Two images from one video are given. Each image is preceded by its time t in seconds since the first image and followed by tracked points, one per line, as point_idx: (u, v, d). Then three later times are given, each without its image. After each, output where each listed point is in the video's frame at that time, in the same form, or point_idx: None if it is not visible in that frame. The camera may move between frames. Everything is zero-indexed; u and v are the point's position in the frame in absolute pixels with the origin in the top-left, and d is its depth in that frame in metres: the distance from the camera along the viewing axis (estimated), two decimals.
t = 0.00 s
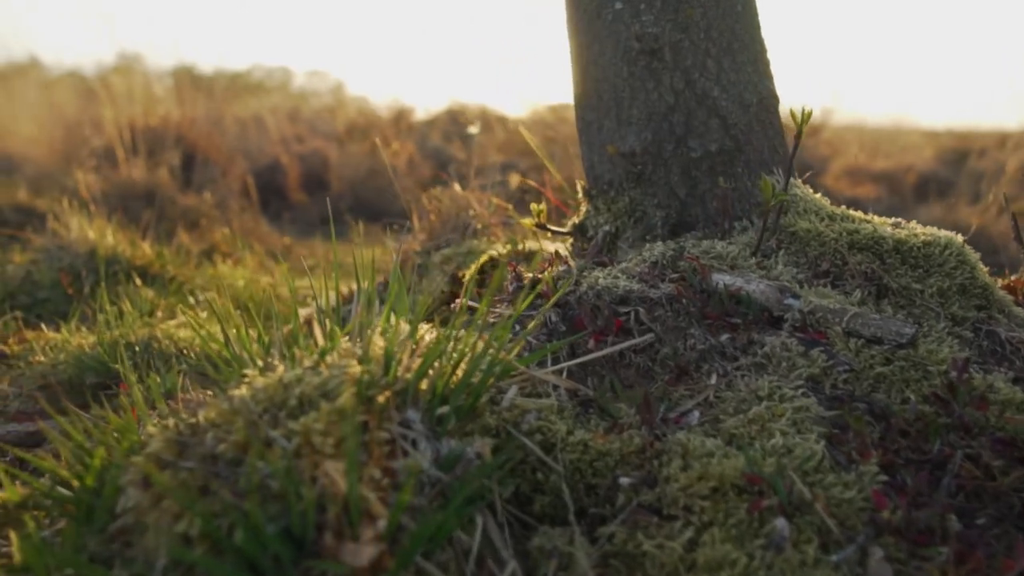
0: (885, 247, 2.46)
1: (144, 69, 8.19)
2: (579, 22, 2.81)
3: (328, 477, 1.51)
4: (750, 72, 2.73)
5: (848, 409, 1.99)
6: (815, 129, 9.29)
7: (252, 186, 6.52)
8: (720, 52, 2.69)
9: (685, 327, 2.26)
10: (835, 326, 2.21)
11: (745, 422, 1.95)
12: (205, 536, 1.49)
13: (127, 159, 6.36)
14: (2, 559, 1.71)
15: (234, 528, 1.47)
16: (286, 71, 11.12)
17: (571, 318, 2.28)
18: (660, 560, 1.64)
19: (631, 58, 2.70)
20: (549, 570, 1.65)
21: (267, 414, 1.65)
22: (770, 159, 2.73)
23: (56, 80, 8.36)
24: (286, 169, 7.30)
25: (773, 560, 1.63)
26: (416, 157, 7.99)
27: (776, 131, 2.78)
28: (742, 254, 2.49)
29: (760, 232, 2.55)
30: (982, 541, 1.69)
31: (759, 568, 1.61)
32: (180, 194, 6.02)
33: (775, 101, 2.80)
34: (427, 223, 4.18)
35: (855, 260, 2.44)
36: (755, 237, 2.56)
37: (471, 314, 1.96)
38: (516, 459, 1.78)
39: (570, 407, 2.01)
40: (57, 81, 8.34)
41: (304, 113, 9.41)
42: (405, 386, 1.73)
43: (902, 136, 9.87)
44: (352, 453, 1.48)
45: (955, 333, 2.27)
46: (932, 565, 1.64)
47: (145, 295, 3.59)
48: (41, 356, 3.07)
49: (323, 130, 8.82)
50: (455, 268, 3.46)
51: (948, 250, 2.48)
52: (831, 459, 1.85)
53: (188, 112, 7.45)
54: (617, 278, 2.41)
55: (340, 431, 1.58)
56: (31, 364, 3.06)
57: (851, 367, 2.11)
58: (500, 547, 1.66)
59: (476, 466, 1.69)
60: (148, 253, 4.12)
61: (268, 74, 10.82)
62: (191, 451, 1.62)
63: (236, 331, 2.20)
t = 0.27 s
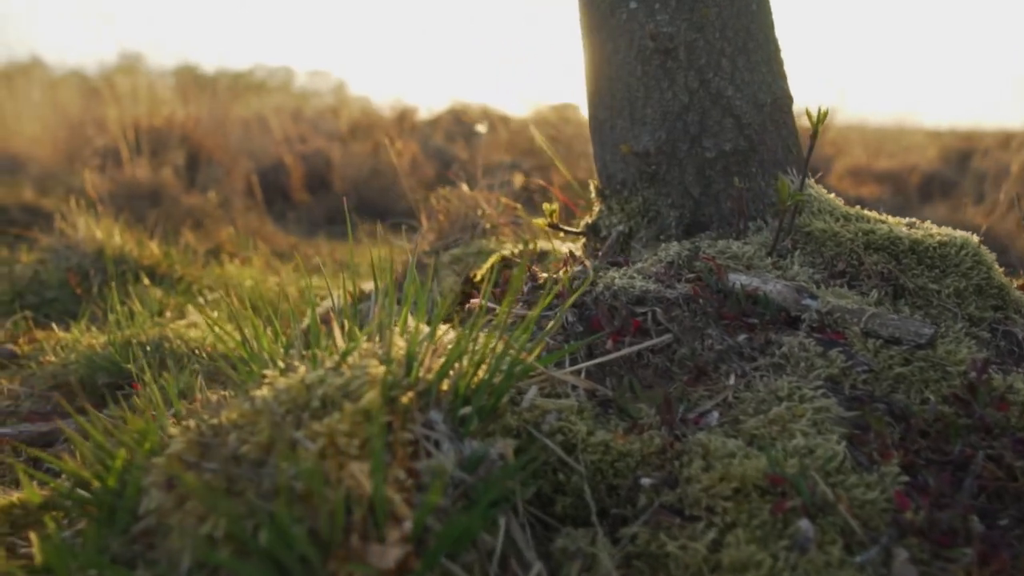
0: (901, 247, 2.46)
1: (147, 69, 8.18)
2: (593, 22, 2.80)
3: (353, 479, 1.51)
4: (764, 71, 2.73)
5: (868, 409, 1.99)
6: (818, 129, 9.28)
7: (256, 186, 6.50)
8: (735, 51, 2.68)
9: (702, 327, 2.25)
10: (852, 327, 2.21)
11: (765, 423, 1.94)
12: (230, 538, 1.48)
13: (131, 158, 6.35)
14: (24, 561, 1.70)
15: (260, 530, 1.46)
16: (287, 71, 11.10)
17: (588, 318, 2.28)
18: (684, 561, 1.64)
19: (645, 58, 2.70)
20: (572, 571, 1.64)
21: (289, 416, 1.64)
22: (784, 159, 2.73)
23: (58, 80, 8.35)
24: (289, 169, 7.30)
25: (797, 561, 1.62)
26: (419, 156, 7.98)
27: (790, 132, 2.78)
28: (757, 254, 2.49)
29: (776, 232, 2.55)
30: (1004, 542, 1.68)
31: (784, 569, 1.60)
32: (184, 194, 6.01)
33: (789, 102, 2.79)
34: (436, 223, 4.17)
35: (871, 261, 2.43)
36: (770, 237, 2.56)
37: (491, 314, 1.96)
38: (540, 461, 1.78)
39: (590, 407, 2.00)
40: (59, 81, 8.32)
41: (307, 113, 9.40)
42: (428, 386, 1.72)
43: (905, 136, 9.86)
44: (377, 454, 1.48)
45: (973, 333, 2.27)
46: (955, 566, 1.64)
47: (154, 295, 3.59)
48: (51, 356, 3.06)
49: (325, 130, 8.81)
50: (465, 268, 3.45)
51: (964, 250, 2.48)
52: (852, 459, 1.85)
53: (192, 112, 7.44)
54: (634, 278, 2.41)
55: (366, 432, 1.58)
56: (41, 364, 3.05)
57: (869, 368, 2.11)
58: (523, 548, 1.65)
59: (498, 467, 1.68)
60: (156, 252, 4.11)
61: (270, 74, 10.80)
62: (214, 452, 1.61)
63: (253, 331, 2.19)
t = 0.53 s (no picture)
0: (917, 247, 2.46)
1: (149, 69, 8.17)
2: (607, 21, 2.80)
3: (378, 480, 1.50)
4: (778, 71, 2.72)
5: (888, 410, 1.99)
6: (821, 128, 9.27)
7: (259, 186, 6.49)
8: (749, 51, 2.68)
9: (719, 327, 2.24)
10: (870, 327, 2.21)
11: (786, 424, 1.94)
12: (255, 540, 1.48)
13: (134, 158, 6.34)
14: (45, 563, 1.70)
15: (285, 531, 1.45)
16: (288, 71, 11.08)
17: (605, 319, 2.27)
18: (709, 563, 1.63)
19: (659, 57, 2.69)
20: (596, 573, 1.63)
21: (312, 417, 1.63)
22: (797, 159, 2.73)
23: (60, 81, 8.34)
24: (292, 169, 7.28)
25: (822, 562, 1.62)
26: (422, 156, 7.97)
27: (803, 132, 2.77)
28: (773, 254, 2.48)
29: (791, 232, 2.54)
30: None
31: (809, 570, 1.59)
32: (187, 194, 6.00)
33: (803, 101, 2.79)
34: (444, 223, 4.16)
35: (887, 261, 2.43)
36: (785, 238, 2.56)
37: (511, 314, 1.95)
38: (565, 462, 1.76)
39: (610, 408, 2.00)
40: (61, 82, 8.31)
41: (309, 113, 9.38)
42: (451, 387, 1.71)
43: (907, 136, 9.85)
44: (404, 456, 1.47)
45: (991, 334, 2.27)
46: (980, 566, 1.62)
47: (162, 295, 3.58)
48: (61, 356, 3.05)
49: (328, 130, 8.79)
50: (476, 268, 3.44)
51: (981, 250, 2.47)
52: (874, 460, 1.84)
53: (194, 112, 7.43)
54: (650, 279, 2.40)
55: (392, 434, 1.58)
56: (52, 364, 3.04)
57: (888, 368, 2.10)
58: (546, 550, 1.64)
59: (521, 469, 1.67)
60: (163, 253, 4.10)
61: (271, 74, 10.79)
62: (237, 454, 1.61)
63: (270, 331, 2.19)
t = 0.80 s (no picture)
0: (934, 249, 2.46)
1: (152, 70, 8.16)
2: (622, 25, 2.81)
3: (404, 484, 1.48)
4: (792, 73, 2.73)
5: (910, 412, 1.98)
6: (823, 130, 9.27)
7: (263, 186, 6.47)
8: (764, 52, 2.68)
9: (737, 328, 2.23)
10: (889, 329, 2.20)
11: (808, 426, 1.93)
12: (280, 544, 1.46)
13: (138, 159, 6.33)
14: (66, 567, 1.68)
15: (310, 535, 1.44)
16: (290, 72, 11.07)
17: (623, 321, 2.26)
18: (735, 566, 1.61)
19: (675, 60, 2.70)
20: None
21: (335, 420, 1.62)
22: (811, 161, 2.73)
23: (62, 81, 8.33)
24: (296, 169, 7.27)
25: (848, 566, 1.60)
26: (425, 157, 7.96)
27: (816, 135, 2.78)
28: (789, 255, 2.48)
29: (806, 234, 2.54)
30: None
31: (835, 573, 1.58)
32: (192, 194, 5.98)
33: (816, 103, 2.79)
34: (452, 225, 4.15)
35: (904, 263, 2.43)
36: (800, 240, 2.56)
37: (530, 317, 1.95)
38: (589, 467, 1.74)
39: (630, 411, 1.99)
40: (64, 82, 8.31)
41: (311, 113, 9.37)
42: (473, 391, 1.70)
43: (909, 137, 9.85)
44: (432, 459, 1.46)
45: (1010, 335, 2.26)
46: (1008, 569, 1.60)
47: (171, 296, 3.56)
48: (71, 358, 3.04)
49: (330, 130, 8.78)
50: (486, 270, 3.43)
51: (998, 252, 2.47)
52: (896, 463, 1.83)
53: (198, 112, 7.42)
54: (667, 279, 2.39)
55: (417, 437, 1.57)
56: (62, 365, 3.03)
57: (908, 370, 2.09)
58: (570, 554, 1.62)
59: (544, 472, 1.66)
60: (170, 253, 4.09)
61: (273, 75, 10.78)
62: (260, 457, 1.60)
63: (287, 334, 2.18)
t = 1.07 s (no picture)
0: (953, 252, 2.46)
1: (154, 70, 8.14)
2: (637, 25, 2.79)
3: (429, 491, 1.47)
4: (807, 75, 2.71)
5: (932, 417, 1.96)
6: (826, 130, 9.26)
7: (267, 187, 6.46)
8: (780, 54, 2.66)
9: (756, 332, 2.22)
10: (909, 333, 2.19)
11: (830, 432, 1.91)
12: (304, 553, 1.45)
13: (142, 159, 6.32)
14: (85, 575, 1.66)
15: (336, 544, 1.42)
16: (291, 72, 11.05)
17: (640, 325, 2.24)
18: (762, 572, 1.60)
19: (690, 60, 2.68)
20: None
21: (358, 426, 1.60)
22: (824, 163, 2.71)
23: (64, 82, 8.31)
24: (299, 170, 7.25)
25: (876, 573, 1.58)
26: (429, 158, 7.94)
27: (830, 137, 2.76)
28: (806, 258, 2.47)
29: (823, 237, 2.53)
30: None
31: None
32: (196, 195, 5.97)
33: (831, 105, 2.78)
34: (460, 226, 4.14)
35: (922, 266, 2.42)
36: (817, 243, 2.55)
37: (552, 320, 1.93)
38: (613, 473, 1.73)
39: (652, 416, 1.98)
40: (66, 83, 8.29)
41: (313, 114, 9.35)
42: (496, 397, 1.68)
43: (912, 137, 9.85)
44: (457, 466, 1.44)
45: None
46: None
47: (179, 298, 3.55)
48: (80, 361, 3.02)
49: (333, 130, 8.76)
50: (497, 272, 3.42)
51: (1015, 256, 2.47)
52: (921, 469, 1.81)
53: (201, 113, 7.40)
54: (684, 283, 2.38)
55: (441, 444, 1.55)
56: (71, 368, 3.01)
57: (929, 375, 2.08)
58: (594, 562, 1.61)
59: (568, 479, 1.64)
60: (177, 255, 4.07)
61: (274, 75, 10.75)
62: (283, 464, 1.58)
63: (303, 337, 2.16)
